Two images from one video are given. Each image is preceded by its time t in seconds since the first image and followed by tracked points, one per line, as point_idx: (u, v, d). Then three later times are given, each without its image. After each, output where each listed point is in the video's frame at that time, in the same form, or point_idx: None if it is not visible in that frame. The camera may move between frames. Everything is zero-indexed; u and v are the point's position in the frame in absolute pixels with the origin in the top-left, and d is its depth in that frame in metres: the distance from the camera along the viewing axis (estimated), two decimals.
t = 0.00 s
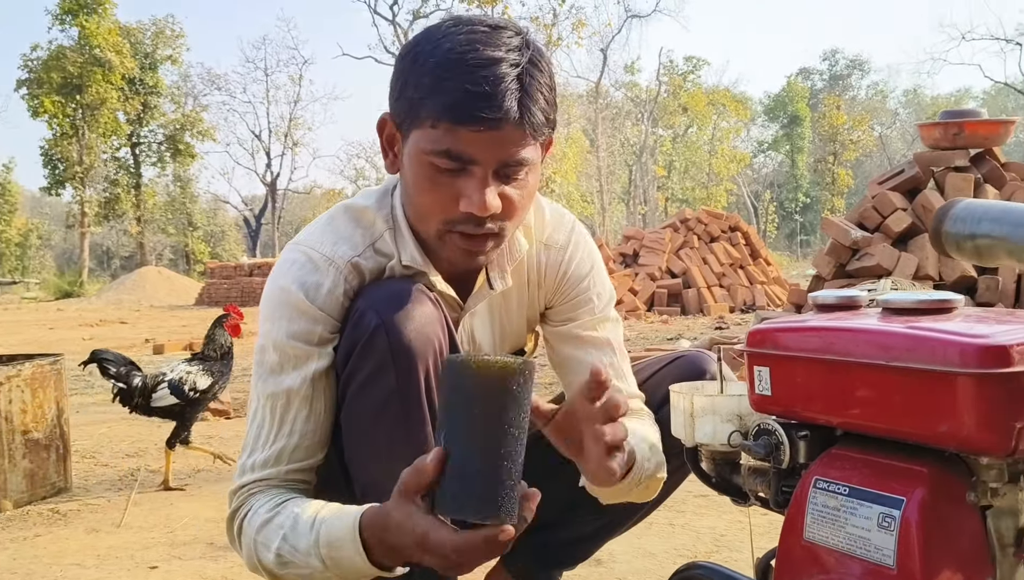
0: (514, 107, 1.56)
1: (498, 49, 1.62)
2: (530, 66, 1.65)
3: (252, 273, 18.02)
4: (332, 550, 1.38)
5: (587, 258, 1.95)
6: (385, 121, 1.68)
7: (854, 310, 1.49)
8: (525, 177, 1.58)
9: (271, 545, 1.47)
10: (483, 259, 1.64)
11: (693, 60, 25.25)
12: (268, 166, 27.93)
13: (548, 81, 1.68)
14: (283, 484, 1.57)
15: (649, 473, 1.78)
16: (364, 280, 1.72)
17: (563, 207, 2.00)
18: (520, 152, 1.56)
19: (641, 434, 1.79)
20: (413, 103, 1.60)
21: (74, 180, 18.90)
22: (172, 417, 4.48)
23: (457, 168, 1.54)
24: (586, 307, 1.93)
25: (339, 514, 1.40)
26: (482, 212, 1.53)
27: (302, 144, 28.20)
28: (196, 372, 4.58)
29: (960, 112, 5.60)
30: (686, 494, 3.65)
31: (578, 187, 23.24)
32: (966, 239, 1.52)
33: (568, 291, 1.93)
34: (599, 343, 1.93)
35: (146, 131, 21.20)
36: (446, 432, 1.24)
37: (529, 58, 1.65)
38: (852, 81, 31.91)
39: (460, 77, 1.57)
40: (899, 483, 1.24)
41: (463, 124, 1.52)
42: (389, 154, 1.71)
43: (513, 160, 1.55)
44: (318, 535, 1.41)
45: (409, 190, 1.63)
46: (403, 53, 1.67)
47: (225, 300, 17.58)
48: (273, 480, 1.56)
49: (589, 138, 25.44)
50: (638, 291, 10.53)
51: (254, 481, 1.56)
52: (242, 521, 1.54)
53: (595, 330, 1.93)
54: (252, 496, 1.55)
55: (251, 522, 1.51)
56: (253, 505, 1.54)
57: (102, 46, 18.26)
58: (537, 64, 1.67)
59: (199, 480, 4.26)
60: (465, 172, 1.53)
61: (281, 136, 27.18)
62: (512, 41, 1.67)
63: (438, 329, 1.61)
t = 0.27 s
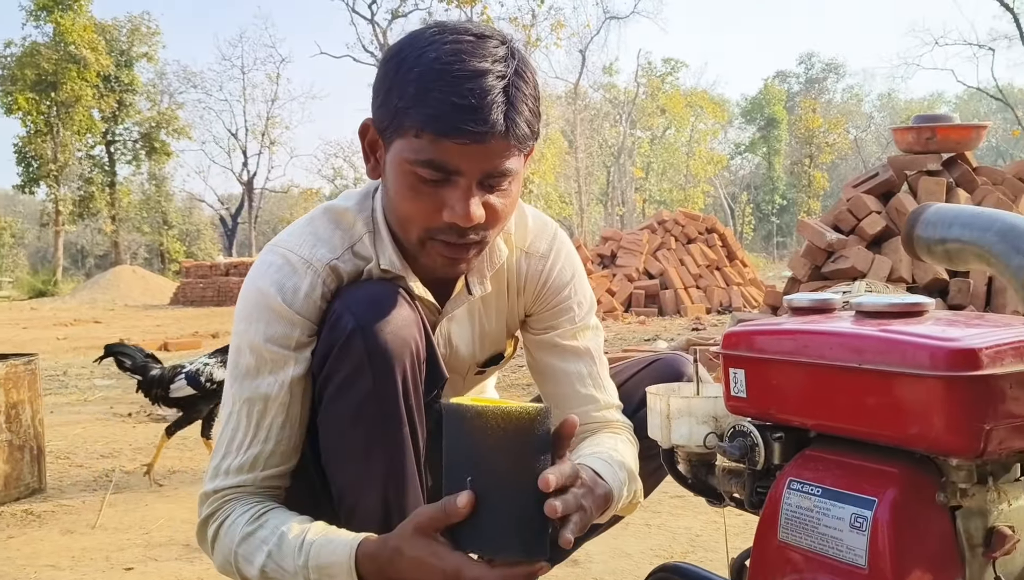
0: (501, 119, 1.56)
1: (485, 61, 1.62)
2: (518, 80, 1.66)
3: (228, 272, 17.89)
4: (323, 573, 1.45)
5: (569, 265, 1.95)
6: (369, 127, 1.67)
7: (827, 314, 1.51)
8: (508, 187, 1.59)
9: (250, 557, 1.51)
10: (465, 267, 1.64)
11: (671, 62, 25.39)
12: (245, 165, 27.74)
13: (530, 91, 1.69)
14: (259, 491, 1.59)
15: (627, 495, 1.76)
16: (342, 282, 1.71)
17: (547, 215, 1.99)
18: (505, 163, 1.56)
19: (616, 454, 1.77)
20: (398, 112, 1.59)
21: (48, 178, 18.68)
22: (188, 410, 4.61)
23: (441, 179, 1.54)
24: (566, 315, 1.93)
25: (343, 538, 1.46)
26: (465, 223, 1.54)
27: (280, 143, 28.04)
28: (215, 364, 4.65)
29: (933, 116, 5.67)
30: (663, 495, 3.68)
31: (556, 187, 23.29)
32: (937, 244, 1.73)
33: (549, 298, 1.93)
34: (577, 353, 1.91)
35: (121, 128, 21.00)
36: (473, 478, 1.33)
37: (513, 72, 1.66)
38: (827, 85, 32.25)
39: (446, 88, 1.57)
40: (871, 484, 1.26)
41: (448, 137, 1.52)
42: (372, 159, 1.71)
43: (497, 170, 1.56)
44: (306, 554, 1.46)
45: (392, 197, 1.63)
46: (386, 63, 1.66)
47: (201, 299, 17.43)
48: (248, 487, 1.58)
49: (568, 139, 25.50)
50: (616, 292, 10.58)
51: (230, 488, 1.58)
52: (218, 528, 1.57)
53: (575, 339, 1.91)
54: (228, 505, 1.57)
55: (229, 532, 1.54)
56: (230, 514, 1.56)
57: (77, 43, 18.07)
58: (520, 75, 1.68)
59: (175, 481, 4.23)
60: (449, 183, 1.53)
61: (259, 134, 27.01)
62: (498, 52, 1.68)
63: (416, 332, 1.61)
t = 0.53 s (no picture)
0: (483, 112, 1.56)
1: (465, 54, 1.61)
2: (497, 72, 1.65)
3: (204, 269, 17.71)
4: (281, 566, 1.44)
5: (548, 261, 1.95)
6: (345, 122, 1.65)
7: (805, 308, 1.51)
8: (490, 180, 1.59)
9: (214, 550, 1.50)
10: (447, 261, 1.63)
11: (650, 61, 25.47)
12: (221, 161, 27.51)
13: (510, 84, 1.68)
14: (227, 485, 1.58)
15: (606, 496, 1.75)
16: (317, 276, 1.69)
17: (525, 209, 1.99)
18: (487, 155, 1.56)
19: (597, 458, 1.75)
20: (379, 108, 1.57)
21: (21, 172, 18.42)
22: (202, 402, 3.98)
23: (423, 173, 1.53)
24: (544, 311, 1.93)
25: (294, 529, 1.45)
26: (449, 216, 1.52)
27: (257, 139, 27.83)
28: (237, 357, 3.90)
29: (908, 116, 5.73)
30: (641, 491, 3.68)
31: (535, 185, 23.29)
32: (913, 240, 1.85)
33: (528, 294, 1.93)
34: (556, 348, 1.90)
35: (95, 123, 20.77)
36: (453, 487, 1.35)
37: (493, 64, 1.65)
38: (804, 85, 32.51)
39: (427, 81, 1.55)
40: (847, 478, 1.27)
41: (432, 131, 1.51)
42: (349, 155, 1.68)
43: (480, 163, 1.55)
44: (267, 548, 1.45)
45: (372, 192, 1.61)
46: (362, 58, 1.64)
47: (177, 296, 17.26)
48: (217, 480, 1.57)
49: (547, 137, 25.52)
50: (594, 290, 10.60)
51: (197, 482, 1.56)
52: (184, 521, 1.55)
53: (553, 335, 1.91)
54: (195, 499, 1.55)
55: (194, 526, 1.53)
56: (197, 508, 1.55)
57: (51, 37, 17.84)
58: (501, 67, 1.67)
59: (148, 479, 4.18)
60: (431, 177, 1.52)
61: (236, 130, 26.80)
62: (477, 45, 1.67)
63: (391, 326, 1.61)
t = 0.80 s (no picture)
0: (461, 120, 1.56)
1: (443, 62, 1.60)
2: (476, 80, 1.65)
3: (182, 270, 17.56)
4: None
5: (526, 265, 1.95)
6: (322, 125, 1.64)
7: (781, 312, 1.53)
8: (467, 187, 1.59)
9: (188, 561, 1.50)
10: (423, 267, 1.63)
11: (631, 64, 25.57)
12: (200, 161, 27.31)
13: (489, 91, 1.68)
14: (204, 491, 1.58)
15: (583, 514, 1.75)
16: (295, 279, 1.68)
17: (503, 212, 1.99)
18: (464, 163, 1.56)
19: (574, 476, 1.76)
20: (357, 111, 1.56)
21: None
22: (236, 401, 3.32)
23: (400, 179, 1.53)
24: (523, 316, 1.92)
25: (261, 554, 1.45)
26: (426, 223, 1.53)
27: (236, 140, 27.67)
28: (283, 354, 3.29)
29: (885, 122, 5.81)
30: (619, 494, 3.70)
31: (516, 188, 23.34)
32: (888, 245, 1.87)
33: (505, 299, 1.93)
34: (534, 355, 1.90)
35: (71, 122, 20.60)
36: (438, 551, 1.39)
37: (472, 71, 1.65)
38: (783, 90, 32.78)
39: (406, 88, 1.55)
40: (822, 480, 1.28)
41: (409, 138, 1.51)
42: (328, 156, 1.68)
43: (456, 171, 1.56)
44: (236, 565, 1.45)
45: (348, 196, 1.61)
46: (342, 62, 1.63)
47: (154, 297, 17.11)
48: (193, 486, 1.57)
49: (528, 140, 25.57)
50: (574, 293, 10.63)
51: (175, 487, 1.57)
52: (162, 526, 1.56)
53: (532, 341, 1.90)
54: (173, 505, 1.56)
55: (170, 532, 1.53)
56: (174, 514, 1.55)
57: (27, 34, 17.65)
58: (480, 75, 1.67)
59: (123, 482, 4.13)
60: (409, 183, 1.52)
61: (214, 130, 26.64)
62: (457, 50, 1.67)
63: (370, 328, 1.60)
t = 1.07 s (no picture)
0: (448, 131, 1.56)
1: (426, 72, 1.59)
2: (460, 89, 1.64)
3: (159, 270, 17.44)
4: None
5: (504, 267, 1.94)
6: (303, 135, 1.63)
7: (758, 316, 1.54)
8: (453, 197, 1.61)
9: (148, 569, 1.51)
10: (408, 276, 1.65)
11: (611, 68, 25.65)
12: (178, 161, 27.10)
13: (472, 100, 1.68)
14: (175, 492, 1.59)
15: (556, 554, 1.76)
16: (272, 282, 1.67)
17: (483, 216, 1.99)
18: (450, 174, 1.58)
19: (549, 520, 1.75)
20: (342, 123, 1.55)
21: None
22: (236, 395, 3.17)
23: (386, 191, 1.54)
24: (501, 320, 1.91)
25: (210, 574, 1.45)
26: (413, 233, 1.54)
27: (214, 140, 27.47)
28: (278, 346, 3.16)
29: (862, 128, 5.88)
30: (597, 497, 3.70)
31: (496, 190, 23.35)
32: (865, 251, 1.89)
33: (484, 301, 1.92)
34: (512, 363, 1.89)
35: (46, 121, 20.39)
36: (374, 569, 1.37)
37: (455, 80, 1.63)
38: (762, 94, 33.03)
39: (391, 100, 1.54)
40: (797, 483, 1.29)
41: (395, 150, 1.51)
42: (307, 167, 1.66)
43: (443, 181, 1.57)
44: None
45: (332, 206, 1.61)
46: (321, 73, 1.60)
47: (130, 298, 16.94)
48: (165, 486, 1.57)
49: (508, 142, 25.59)
50: (554, 295, 10.64)
51: (146, 488, 1.57)
52: (133, 527, 1.57)
53: (510, 347, 1.89)
54: (143, 506, 1.57)
55: (139, 533, 1.54)
56: (144, 515, 1.56)
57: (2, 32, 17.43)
58: (464, 84, 1.66)
59: (97, 485, 4.09)
60: (395, 195, 1.53)
61: (193, 130, 26.45)
62: (438, 58, 1.64)
63: (349, 331, 1.59)
